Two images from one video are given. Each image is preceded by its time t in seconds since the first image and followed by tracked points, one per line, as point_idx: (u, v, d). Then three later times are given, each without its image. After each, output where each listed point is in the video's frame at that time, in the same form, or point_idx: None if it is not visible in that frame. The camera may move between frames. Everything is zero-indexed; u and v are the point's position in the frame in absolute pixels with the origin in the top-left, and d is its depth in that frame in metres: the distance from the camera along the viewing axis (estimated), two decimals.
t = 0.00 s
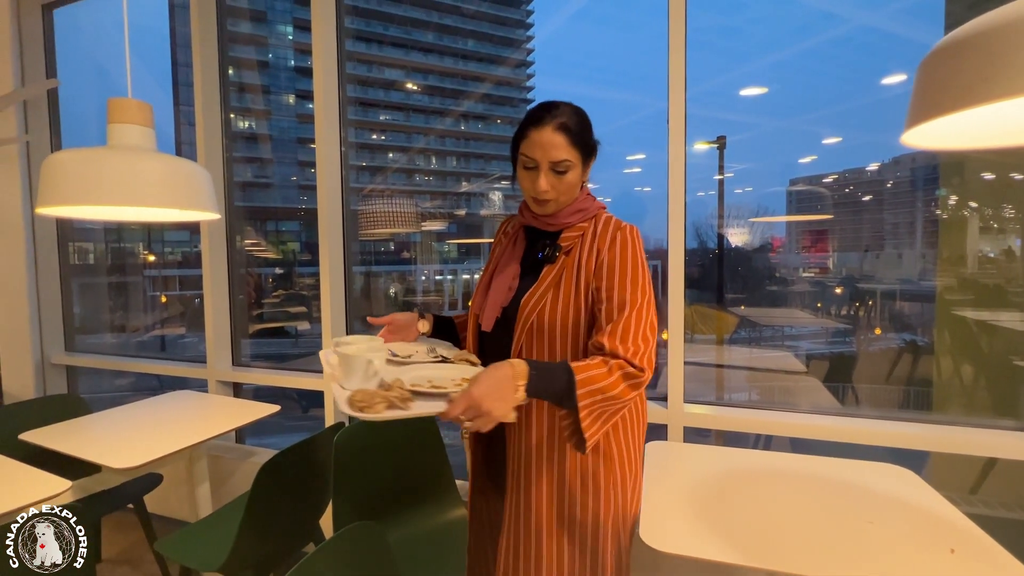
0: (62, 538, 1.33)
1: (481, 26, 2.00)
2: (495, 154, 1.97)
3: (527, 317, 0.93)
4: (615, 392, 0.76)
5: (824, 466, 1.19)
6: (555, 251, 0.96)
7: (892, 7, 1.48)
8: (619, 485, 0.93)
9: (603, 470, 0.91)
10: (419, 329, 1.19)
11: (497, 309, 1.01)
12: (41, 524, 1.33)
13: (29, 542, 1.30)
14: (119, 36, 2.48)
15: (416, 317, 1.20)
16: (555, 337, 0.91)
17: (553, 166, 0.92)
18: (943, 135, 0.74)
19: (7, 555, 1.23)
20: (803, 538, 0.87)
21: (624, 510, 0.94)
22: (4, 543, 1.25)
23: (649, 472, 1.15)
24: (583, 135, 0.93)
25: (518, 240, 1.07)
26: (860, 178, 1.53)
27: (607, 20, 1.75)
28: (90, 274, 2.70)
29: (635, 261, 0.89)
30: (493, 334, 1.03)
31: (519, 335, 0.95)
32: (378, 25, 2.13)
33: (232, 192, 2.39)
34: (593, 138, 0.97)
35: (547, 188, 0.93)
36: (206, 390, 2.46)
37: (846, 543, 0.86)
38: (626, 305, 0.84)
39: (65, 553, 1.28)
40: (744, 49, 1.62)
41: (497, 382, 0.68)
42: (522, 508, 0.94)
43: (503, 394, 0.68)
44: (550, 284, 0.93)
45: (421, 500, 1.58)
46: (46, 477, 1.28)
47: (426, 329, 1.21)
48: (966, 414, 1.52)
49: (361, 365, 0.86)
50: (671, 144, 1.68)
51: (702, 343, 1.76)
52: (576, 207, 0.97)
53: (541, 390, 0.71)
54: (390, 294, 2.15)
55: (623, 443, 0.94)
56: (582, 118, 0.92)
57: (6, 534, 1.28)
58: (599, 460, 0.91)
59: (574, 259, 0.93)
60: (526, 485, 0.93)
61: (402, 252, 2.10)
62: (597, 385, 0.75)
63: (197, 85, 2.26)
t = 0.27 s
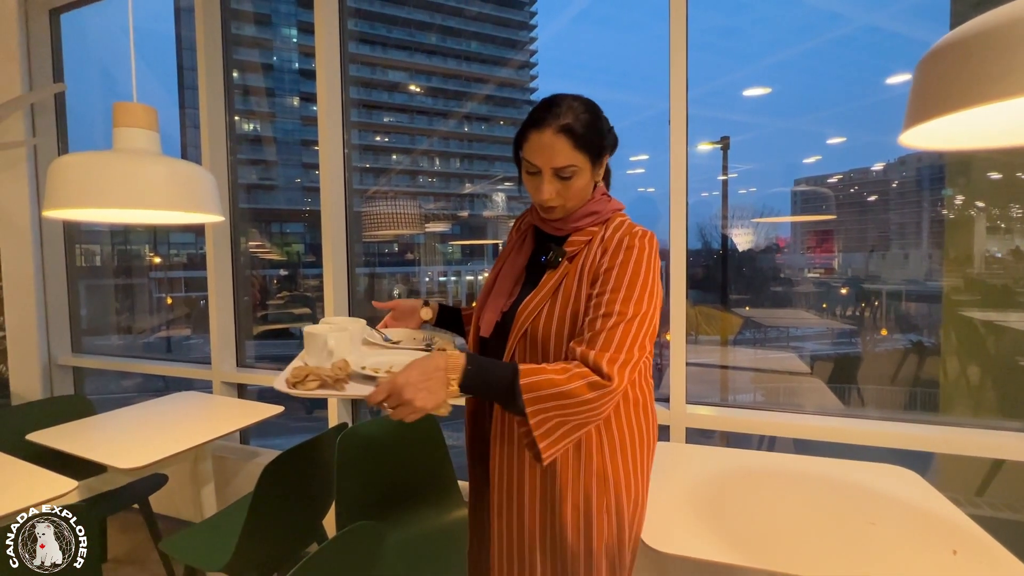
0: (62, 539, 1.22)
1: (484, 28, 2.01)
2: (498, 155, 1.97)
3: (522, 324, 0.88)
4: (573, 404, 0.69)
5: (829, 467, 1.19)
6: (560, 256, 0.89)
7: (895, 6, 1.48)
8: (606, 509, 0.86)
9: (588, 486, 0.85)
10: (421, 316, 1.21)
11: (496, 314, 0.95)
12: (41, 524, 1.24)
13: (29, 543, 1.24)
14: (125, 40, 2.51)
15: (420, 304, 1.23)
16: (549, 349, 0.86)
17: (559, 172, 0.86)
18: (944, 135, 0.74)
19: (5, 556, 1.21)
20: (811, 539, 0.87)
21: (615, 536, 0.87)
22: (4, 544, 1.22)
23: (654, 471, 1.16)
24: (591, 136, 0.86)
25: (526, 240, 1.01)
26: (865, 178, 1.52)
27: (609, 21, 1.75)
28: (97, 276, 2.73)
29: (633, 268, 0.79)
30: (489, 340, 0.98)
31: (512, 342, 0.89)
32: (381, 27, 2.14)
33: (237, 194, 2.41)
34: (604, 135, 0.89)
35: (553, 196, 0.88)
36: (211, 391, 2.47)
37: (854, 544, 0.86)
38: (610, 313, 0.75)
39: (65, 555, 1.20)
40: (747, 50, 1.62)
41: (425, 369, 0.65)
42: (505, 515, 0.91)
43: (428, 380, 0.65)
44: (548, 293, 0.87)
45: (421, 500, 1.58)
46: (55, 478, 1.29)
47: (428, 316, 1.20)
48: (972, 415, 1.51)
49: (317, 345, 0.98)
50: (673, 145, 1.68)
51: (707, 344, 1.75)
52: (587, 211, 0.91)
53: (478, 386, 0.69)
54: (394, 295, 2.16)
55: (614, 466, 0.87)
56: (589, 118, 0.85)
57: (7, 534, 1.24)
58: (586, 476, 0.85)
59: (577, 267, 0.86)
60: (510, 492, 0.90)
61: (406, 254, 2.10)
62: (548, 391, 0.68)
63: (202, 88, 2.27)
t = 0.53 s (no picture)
0: (62, 539, 1.21)
1: (487, 29, 2.02)
2: (501, 156, 1.98)
3: (523, 330, 0.88)
4: (545, 408, 0.71)
5: (836, 469, 1.18)
6: (563, 261, 0.88)
7: (900, 6, 1.47)
8: (603, 521, 0.84)
9: (586, 495, 0.83)
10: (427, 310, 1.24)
11: (499, 318, 0.95)
12: (41, 523, 1.24)
13: (29, 543, 1.25)
14: (130, 44, 2.53)
15: (427, 298, 1.26)
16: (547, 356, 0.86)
17: (554, 179, 0.85)
18: (947, 136, 0.73)
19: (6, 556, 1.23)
20: (819, 540, 0.87)
21: (611, 549, 0.84)
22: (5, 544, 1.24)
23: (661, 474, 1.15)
24: (587, 139, 0.83)
25: (533, 241, 1.00)
26: (871, 178, 1.52)
27: (612, 23, 1.75)
28: (103, 278, 2.75)
29: (629, 277, 0.77)
30: (493, 343, 0.98)
31: (512, 346, 0.90)
32: (385, 29, 2.14)
33: (241, 196, 2.42)
34: (605, 136, 0.85)
35: (549, 203, 0.87)
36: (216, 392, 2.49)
37: (864, 546, 0.85)
38: (595, 322, 0.75)
39: (66, 555, 1.20)
40: (751, 50, 1.62)
41: (384, 367, 0.73)
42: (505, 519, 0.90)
43: (385, 378, 0.73)
44: (549, 300, 0.87)
45: (423, 502, 1.58)
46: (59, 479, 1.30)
47: (435, 310, 1.21)
48: (979, 417, 1.50)
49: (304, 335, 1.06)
50: (676, 146, 1.69)
51: (711, 345, 1.75)
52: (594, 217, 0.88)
53: (440, 383, 0.73)
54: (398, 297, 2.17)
55: (615, 477, 0.84)
56: (584, 121, 0.82)
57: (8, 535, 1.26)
58: (584, 485, 0.83)
59: (578, 273, 0.85)
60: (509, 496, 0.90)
61: (410, 255, 2.11)
62: (519, 395, 0.71)
63: (207, 91, 2.29)
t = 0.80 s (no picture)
0: (64, 537, 1.11)
1: (491, 31, 2.02)
2: (505, 158, 1.98)
3: (522, 333, 0.87)
4: (539, 412, 0.71)
5: (843, 471, 1.18)
6: (564, 263, 0.88)
7: (905, 5, 1.46)
8: (602, 533, 0.81)
9: (585, 505, 0.82)
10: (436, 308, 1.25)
11: (500, 321, 0.95)
12: (42, 522, 1.13)
13: (30, 543, 1.11)
14: (137, 46, 2.55)
15: (437, 296, 1.28)
16: (546, 360, 0.85)
17: (552, 179, 0.84)
18: (958, 136, 0.73)
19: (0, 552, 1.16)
20: (827, 543, 0.86)
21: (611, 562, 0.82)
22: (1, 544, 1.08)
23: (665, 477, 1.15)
24: (586, 139, 0.81)
25: (536, 242, 0.99)
26: (878, 178, 1.51)
27: (615, 23, 1.75)
28: (110, 279, 2.77)
29: (630, 280, 0.76)
30: (495, 345, 0.98)
31: (512, 350, 0.89)
32: (389, 31, 2.15)
33: (246, 198, 2.44)
34: (606, 136, 0.84)
35: (548, 203, 0.86)
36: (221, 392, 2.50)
37: (873, 548, 0.85)
38: (592, 326, 0.74)
39: (66, 554, 1.09)
40: (755, 50, 1.62)
41: (378, 366, 0.76)
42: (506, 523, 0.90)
43: (378, 377, 0.75)
44: (549, 303, 0.85)
45: (426, 503, 1.58)
46: (70, 479, 1.31)
47: (444, 309, 1.21)
48: (987, 420, 1.49)
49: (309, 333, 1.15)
50: (679, 146, 1.68)
51: (716, 346, 1.75)
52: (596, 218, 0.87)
53: (433, 383, 0.75)
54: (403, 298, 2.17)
55: (617, 487, 0.82)
56: (584, 120, 0.80)
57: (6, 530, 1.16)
58: (583, 494, 0.82)
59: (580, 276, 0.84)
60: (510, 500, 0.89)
61: (414, 256, 2.12)
62: (512, 397, 0.72)
63: (212, 93, 2.30)
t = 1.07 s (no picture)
0: (64, 538, 1.09)
1: (496, 32, 2.03)
2: (510, 158, 1.98)
3: (520, 335, 0.87)
4: (533, 415, 0.72)
5: (850, 473, 1.17)
6: (563, 266, 0.87)
7: (914, 3, 1.45)
8: (598, 538, 0.81)
9: (581, 511, 0.81)
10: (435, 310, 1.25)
11: (498, 323, 0.95)
12: (41, 522, 1.11)
13: (30, 543, 1.10)
14: (145, 49, 2.57)
15: (436, 300, 1.28)
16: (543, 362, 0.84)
17: (550, 180, 0.84)
18: (972, 135, 0.72)
19: None
20: (834, 545, 0.86)
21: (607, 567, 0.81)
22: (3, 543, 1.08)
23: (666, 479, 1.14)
24: (585, 141, 0.82)
25: (537, 243, 0.99)
26: (886, 178, 1.50)
27: (620, 23, 1.75)
28: (118, 279, 2.80)
29: (628, 284, 0.76)
30: (494, 345, 0.99)
31: (510, 351, 0.90)
32: (394, 33, 2.16)
33: (253, 199, 2.45)
34: (606, 138, 0.84)
35: (546, 204, 0.87)
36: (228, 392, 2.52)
37: (881, 551, 0.84)
38: (590, 329, 0.74)
39: (66, 554, 1.09)
40: (761, 50, 1.61)
41: (372, 367, 0.76)
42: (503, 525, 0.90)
43: (373, 378, 0.75)
44: (547, 304, 0.85)
45: (430, 504, 1.58)
46: (83, 477, 1.32)
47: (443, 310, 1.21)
48: (998, 422, 1.47)
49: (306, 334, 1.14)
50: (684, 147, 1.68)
51: (722, 347, 1.74)
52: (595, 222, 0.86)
53: (429, 384, 0.76)
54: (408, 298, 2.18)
55: (613, 494, 0.82)
56: (583, 123, 0.81)
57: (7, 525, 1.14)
58: (579, 499, 0.81)
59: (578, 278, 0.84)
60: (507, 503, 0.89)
61: (420, 257, 2.12)
62: (508, 399, 0.72)
63: (219, 94, 2.32)
